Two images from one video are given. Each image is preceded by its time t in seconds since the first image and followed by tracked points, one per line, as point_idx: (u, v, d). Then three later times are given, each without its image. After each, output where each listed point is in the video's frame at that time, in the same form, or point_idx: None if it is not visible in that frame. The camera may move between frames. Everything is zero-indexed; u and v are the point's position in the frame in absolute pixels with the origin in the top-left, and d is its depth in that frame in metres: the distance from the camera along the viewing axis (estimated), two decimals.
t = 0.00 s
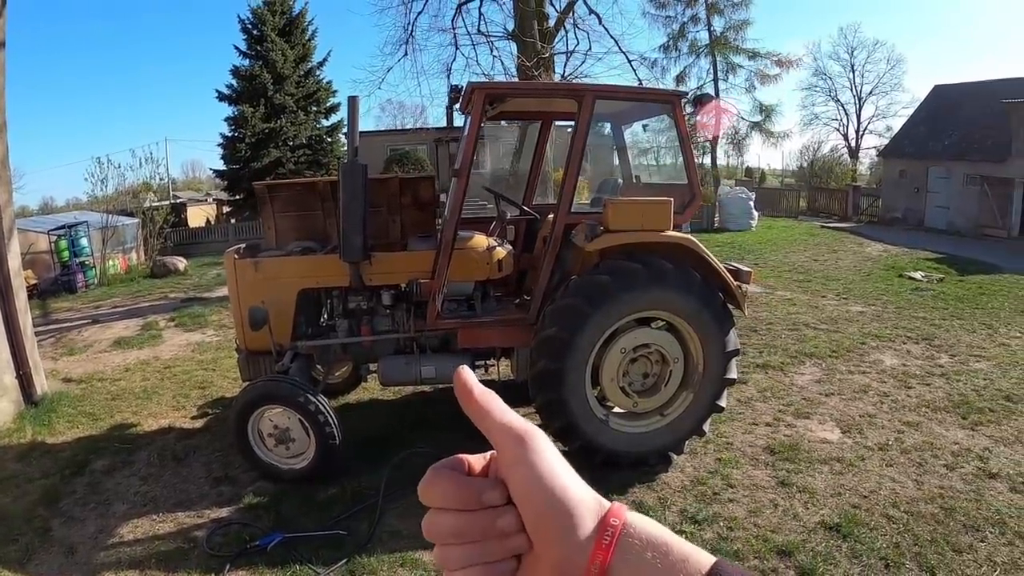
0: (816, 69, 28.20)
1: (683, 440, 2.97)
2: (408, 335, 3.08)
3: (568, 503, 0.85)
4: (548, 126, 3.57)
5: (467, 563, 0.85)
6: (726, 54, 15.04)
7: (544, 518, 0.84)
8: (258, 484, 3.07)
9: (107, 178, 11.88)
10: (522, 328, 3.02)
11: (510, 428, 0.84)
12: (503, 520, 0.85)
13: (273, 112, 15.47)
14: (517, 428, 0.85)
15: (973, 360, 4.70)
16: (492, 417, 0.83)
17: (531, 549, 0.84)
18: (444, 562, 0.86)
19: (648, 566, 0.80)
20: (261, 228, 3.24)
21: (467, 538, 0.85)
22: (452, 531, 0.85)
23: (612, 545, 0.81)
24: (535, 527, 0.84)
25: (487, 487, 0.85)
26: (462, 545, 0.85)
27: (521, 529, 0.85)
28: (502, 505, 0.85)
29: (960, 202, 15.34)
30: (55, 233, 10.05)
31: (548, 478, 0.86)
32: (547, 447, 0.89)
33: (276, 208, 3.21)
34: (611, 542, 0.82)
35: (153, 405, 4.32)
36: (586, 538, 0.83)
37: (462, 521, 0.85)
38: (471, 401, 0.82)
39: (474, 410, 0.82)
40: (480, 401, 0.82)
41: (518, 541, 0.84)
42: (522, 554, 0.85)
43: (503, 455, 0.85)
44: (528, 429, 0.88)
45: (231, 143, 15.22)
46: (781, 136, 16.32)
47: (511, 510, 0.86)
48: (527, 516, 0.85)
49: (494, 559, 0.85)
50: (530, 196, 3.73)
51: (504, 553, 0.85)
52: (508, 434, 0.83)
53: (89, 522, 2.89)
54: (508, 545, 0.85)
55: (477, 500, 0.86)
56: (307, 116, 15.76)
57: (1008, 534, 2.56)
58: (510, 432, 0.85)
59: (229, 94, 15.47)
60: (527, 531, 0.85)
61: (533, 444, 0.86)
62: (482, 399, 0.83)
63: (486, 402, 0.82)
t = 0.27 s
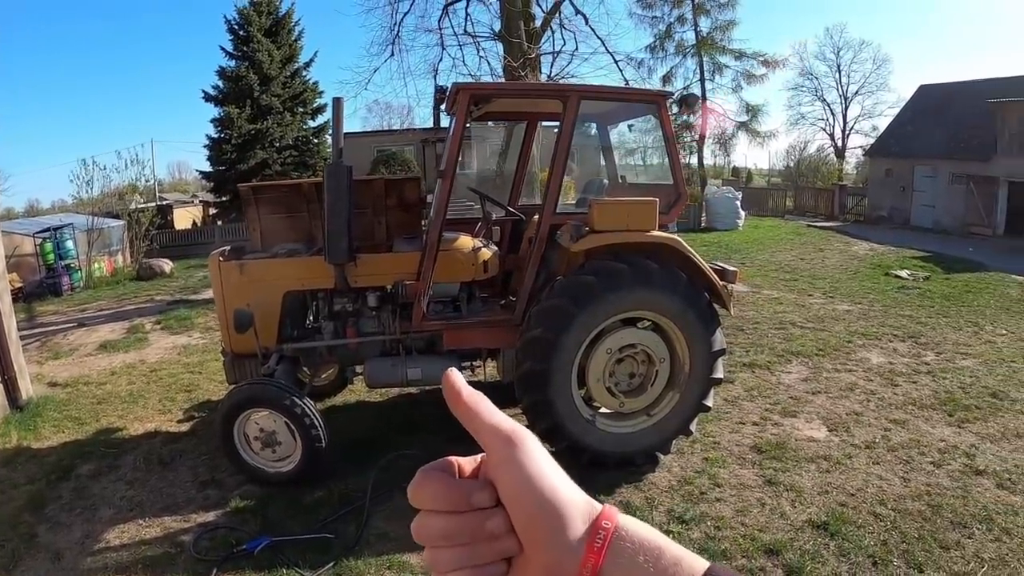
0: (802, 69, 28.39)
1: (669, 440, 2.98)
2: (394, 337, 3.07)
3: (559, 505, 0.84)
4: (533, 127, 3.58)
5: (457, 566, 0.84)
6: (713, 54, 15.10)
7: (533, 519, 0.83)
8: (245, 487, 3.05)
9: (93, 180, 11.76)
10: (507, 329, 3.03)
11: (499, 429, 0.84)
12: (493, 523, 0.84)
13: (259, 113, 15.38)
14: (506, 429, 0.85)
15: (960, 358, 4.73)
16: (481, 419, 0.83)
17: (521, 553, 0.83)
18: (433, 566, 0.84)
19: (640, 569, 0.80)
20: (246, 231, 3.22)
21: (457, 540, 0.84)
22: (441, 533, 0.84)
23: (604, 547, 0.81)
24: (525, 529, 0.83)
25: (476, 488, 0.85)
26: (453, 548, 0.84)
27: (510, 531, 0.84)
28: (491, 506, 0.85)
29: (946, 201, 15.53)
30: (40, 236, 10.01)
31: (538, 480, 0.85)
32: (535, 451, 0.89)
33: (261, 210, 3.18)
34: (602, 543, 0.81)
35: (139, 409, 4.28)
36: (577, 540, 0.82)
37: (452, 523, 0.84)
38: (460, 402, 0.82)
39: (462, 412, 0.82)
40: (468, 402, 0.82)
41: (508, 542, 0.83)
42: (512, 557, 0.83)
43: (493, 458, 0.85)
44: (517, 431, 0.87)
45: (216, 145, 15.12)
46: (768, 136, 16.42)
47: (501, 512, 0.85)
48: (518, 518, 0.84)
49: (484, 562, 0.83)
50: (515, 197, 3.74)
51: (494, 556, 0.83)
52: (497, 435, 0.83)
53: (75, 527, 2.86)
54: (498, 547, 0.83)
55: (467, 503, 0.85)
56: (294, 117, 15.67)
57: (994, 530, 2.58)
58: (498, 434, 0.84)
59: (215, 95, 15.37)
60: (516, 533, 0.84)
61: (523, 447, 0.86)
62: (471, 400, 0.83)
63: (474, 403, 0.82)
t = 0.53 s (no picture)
0: (772, 68, 28.83)
1: (641, 438, 3.00)
2: (364, 339, 3.03)
3: (555, 516, 0.80)
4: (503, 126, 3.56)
5: None
6: (683, 54, 15.24)
7: (528, 531, 0.80)
8: (217, 493, 3.00)
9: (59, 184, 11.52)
10: (478, 329, 3.03)
11: (491, 440, 0.80)
12: (488, 536, 0.81)
13: (228, 114, 15.19)
14: (498, 440, 0.81)
15: (928, 351, 4.83)
16: (471, 431, 0.79)
17: (518, 566, 0.80)
18: None
19: None
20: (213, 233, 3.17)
21: (451, 554, 0.81)
22: (434, 547, 0.81)
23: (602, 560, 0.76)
24: (521, 542, 0.79)
25: (469, 501, 0.81)
26: (449, 560, 0.82)
27: (507, 544, 0.81)
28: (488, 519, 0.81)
29: (913, 197, 16.04)
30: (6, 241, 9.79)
31: (533, 492, 0.81)
32: (531, 458, 0.85)
33: (228, 212, 3.15)
34: (599, 555, 0.77)
35: (108, 416, 4.19)
36: (575, 553, 0.78)
37: (445, 537, 0.82)
38: (448, 414, 0.78)
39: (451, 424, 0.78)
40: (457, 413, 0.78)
41: (505, 555, 0.80)
42: (510, 570, 0.80)
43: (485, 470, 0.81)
44: (512, 442, 0.83)
45: (185, 146, 14.90)
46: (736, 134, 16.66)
47: (496, 525, 0.81)
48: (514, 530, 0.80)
49: None
50: (484, 196, 3.71)
51: (489, 569, 0.81)
52: (489, 448, 0.79)
53: (43, 538, 2.79)
54: (494, 562, 0.81)
55: (460, 515, 0.82)
56: (263, 118, 15.49)
57: (963, 519, 2.64)
58: (491, 446, 0.80)
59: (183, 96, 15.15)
60: (512, 545, 0.80)
61: (516, 457, 0.82)
62: (461, 412, 0.79)
63: (464, 414, 0.78)
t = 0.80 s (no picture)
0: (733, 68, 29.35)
1: (608, 435, 3.03)
2: (328, 341, 3.00)
3: (536, 506, 0.87)
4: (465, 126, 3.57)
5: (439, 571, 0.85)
6: (645, 54, 15.40)
7: (512, 521, 0.86)
8: (183, 501, 2.95)
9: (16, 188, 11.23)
10: (443, 330, 3.03)
11: (477, 435, 0.87)
12: (474, 528, 0.86)
13: (188, 115, 14.93)
14: (483, 435, 0.87)
15: (890, 344, 4.94)
16: (461, 429, 0.85)
17: (503, 553, 0.86)
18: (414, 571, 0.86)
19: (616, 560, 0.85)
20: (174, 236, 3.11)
21: (436, 549, 0.86)
22: (420, 542, 0.85)
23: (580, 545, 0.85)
24: (507, 531, 0.86)
25: (455, 495, 0.86)
26: (433, 556, 0.86)
27: (493, 535, 0.87)
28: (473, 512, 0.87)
29: (872, 194, 16.48)
30: None
31: (516, 484, 0.88)
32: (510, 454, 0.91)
33: (189, 214, 3.09)
34: (581, 542, 0.85)
35: (70, 426, 4.09)
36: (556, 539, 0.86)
37: (430, 532, 0.86)
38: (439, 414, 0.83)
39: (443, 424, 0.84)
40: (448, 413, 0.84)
41: (490, 545, 0.86)
42: (496, 558, 0.86)
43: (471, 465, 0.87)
44: (494, 437, 0.89)
45: (144, 148, 14.59)
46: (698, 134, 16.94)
47: (481, 516, 0.87)
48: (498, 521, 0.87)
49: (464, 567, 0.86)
50: (447, 197, 3.71)
51: (476, 559, 0.86)
52: (477, 443, 0.85)
53: (6, 552, 2.71)
54: (481, 553, 0.86)
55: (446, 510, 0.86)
56: (225, 119, 15.23)
57: (928, 506, 2.72)
58: (478, 441, 0.87)
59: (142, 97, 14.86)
60: (497, 536, 0.87)
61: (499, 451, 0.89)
62: (451, 412, 0.84)
63: (454, 414, 0.84)
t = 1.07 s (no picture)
0: (681, 68, 29.99)
1: (558, 434, 3.04)
2: (274, 346, 2.95)
3: (538, 483, 0.75)
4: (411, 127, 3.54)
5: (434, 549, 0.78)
6: (592, 54, 15.57)
7: (508, 499, 0.75)
8: (132, 515, 2.86)
9: None
10: (391, 333, 3.01)
11: (470, 406, 0.76)
12: (467, 505, 0.76)
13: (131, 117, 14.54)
14: (478, 404, 0.76)
15: (836, 335, 5.07)
16: (447, 396, 0.74)
17: (500, 536, 0.75)
18: (410, 549, 0.79)
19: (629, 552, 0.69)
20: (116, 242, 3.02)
21: (433, 524, 0.78)
22: (414, 518, 0.78)
23: (587, 529, 0.70)
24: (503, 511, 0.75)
25: (448, 469, 0.78)
26: (429, 531, 0.79)
27: (489, 513, 0.76)
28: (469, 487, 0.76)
29: (816, 191, 17.12)
30: None
31: (516, 458, 0.76)
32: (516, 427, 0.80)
33: (132, 219, 3.01)
34: (585, 524, 0.71)
35: (13, 441, 3.94)
36: (556, 522, 0.72)
37: (426, 506, 0.79)
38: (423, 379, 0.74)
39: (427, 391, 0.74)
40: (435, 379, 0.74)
41: (486, 524, 0.76)
42: (492, 539, 0.76)
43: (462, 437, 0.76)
44: (494, 407, 0.78)
45: (86, 151, 14.17)
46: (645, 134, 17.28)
47: (477, 493, 0.77)
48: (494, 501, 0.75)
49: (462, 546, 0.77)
50: (393, 198, 3.67)
51: (472, 539, 0.76)
52: (470, 415, 0.74)
53: None
54: (475, 533, 0.76)
55: (440, 483, 0.78)
56: (169, 121, 14.84)
57: (876, 492, 2.80)
58: (470, 411, 0.76)
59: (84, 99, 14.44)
60: (495, 515, 0.76)
61: (500, 422, 0.77)
62: (438, 379, 0.74)
63: (441, 381, 0.74)
